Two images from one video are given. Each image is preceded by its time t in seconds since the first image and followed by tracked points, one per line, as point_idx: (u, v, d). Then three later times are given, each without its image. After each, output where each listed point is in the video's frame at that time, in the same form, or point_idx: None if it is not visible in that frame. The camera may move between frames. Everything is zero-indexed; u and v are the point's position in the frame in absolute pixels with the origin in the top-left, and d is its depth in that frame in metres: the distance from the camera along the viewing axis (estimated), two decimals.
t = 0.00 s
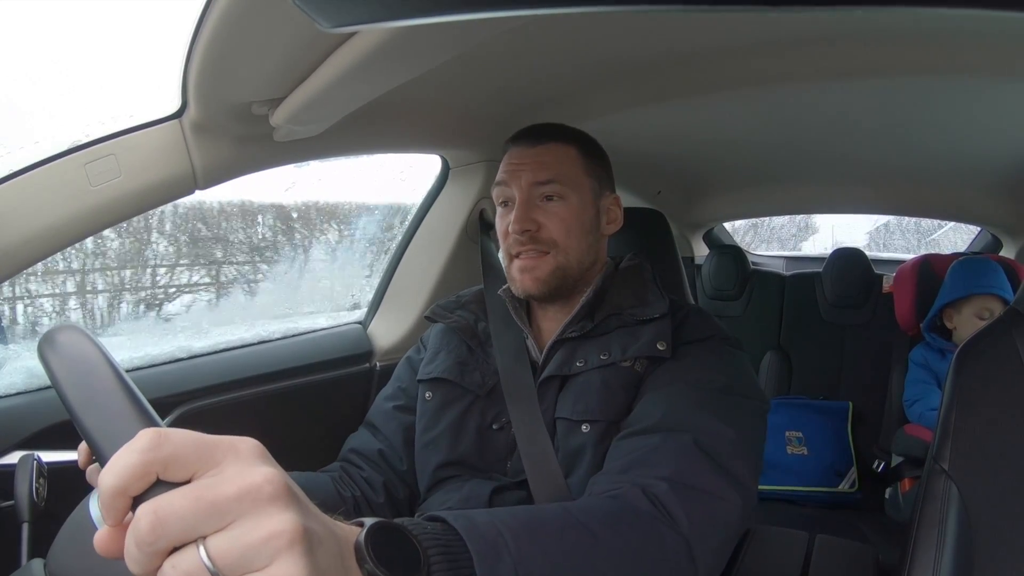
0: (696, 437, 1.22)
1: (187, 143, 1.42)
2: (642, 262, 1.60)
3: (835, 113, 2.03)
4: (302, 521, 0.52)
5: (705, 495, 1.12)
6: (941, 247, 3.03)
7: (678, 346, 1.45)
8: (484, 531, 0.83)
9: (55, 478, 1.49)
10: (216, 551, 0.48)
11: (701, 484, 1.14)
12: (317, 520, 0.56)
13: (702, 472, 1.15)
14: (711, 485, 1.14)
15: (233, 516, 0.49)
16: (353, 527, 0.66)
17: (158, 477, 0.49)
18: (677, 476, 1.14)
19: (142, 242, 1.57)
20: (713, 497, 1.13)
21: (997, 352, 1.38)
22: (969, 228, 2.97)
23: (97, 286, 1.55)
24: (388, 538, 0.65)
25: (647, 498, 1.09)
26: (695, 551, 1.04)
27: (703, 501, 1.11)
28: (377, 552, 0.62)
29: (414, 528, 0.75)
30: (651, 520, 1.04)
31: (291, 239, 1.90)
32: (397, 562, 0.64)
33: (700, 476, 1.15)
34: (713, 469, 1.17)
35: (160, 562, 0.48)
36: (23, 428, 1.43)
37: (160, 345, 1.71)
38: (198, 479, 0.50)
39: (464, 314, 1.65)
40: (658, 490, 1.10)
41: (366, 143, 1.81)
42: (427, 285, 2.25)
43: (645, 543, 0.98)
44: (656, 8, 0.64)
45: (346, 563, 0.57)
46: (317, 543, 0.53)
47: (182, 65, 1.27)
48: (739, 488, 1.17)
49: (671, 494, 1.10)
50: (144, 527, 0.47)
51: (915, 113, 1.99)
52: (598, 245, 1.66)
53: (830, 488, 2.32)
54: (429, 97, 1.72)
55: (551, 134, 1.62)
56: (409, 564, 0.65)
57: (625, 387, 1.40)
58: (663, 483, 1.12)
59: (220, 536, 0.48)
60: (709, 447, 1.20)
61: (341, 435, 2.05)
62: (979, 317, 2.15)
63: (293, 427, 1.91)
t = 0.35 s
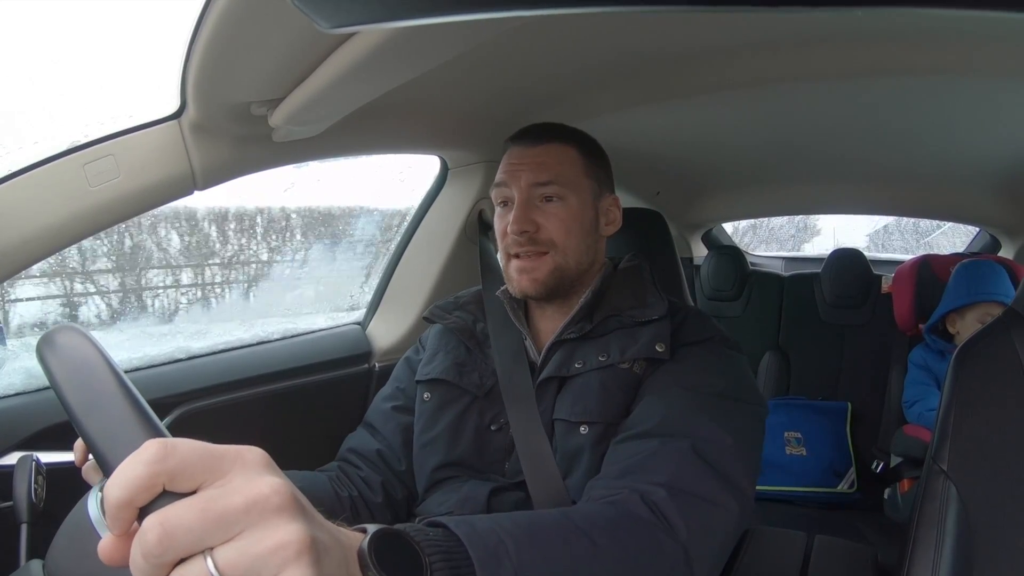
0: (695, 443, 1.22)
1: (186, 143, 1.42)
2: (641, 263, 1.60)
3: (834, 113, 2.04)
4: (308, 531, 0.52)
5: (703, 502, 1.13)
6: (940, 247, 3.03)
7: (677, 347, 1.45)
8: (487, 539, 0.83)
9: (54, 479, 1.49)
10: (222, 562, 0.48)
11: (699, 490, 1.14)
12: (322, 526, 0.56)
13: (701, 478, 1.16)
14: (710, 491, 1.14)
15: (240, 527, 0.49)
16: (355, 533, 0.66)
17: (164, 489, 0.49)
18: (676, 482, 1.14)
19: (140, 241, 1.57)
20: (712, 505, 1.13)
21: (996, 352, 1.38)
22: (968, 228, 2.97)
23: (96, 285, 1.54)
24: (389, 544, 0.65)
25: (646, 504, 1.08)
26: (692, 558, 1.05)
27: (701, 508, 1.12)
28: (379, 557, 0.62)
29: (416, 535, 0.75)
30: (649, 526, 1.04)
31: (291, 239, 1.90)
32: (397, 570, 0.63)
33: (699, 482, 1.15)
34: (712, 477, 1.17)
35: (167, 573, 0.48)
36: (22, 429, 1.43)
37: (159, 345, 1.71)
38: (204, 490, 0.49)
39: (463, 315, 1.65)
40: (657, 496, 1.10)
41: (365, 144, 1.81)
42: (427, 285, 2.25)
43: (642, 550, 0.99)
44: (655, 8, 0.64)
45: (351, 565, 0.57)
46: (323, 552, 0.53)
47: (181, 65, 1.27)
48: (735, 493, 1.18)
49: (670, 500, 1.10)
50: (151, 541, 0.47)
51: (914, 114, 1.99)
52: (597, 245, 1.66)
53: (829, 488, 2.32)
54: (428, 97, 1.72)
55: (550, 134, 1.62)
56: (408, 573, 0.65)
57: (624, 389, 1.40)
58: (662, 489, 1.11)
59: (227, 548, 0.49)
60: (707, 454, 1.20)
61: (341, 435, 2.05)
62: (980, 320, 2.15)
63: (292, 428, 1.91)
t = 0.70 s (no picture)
0: (692, 439, 1.22)
1: (185, 143, 1.42)
2: (639, 264, 1.60)
3: (833, 114, 2.04)
4: (294, 513, 0.52)
5: (699, 496, 1.12)
6: (939, 247, 3.03)
7: (676, 348, 1.45)
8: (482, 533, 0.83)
9: (54, 479, 1.49)
10: (207, 543, 0.48)
11: (696, 486, 1.14)
12: (311, 511, 0.56)
13: (699, 474, 1.15)
14: (707, 487, 1.14)
15: (225, 508, 0.49)
16: (345, 524, 0.66)
17: (150, 472, 0.49)
18: (672, 477, 1.14)
19: (139, 241, 1.57)
20: (709, 500, 1.13)
21: (995, 352, 1.38)
22: (966, 228, 2.98)
23: (95, 285, 1.54)
24: (381, 534, 0.65)
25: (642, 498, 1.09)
26: (689, 552, 1.04)
27: (697, 505, 1.11)
28: (369, 546, 0.62)
29: (407, 527, 0.75)
30: (645, 520, 1.04)
31: (290, 239, 1.90)
32: (391, 561, 0.63)
33: (695, 478, 1.15)
34: (709, 473, 1.17)
35: (152, 556, 0.48)
36: (21, 429, 1.43)
37: (158, 346, 1.71)
38: (189, 473, 0.49)
39: (461, 315, 1.65)
40: (653, 491, 1.10)
41: (365, 143, 1.81)
42: (426, 285, 2.24)
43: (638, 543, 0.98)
44: (655, 8, 0.64)
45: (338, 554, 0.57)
46: (309, 535, 0.53)
47: (180, 65, 1.27)
48: (731, 488, 1.18)
49: (668, 497, 1.10)
50: (136, 522, 0.47)
51: (913, 114, 2.00)
52: (595, 246, 1.66)
53: (827, 489, 2.32)
54: (427, 97, 1.72)
55: (547, 135, 1.61)
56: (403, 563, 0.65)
57: (622, 389, 1.40)
58: (659, 485, 1.12)
59: (212, 529, 0.48)
60: (703, 450, 1.20)
61: (340, 435, 2.06)
62: (979, 320, 2.16)
63: (291, 428, 1.91)
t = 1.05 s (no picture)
0: (710, 493, 1.23)
1: (186, 141, 1.42)
2: (638, 260, 1.61)
3: (835, 113, 2.04)
4: None
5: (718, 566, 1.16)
6: (939, 247, 3.03)
7: (676, 345, 1.46)
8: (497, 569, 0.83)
9: (54, 477, 1.49)
10: None
11: (717, 554, 1.17)
12: None
13: (717, 538, 1.18)
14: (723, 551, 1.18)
15: None
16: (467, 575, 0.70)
17: None
18: (695, 543, 1.16)
19: (139, 240, 1.56)
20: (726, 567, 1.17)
21: (995, 352, 1.38)
22: (967, 228, 2.97)
23: (95, 283, 1.54)
24: None
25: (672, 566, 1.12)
26: None
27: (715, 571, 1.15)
28: None
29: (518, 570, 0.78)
30: None
31: (290, 237, 1.89)
32: None
33: (717, 545, 1.18)
34: (727, 539, 1.19)
35: None
36: (22, 426, 1.43)
37: (159, 343, 1.71)
38: None
39: (462, 313, 1.66)
40: (683, 561, 1.13)
41: (365, 142, 1.81)
42: (427, 283, 2.25)
43: None
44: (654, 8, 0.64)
45: None
46: None
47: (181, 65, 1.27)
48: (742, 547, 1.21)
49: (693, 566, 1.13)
50: None
51: (915, 113, 1.99)
52: (593, 243, 1.65)
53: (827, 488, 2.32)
54: (427, 95, 1.71)
55: (545, 131, 1.61)
56: None
57: (625, 390, 1.40)
58: (684, 553, 1.14)
59: None
60: (722, 510, 1.21)
61: (340, 434, 2.06)
62: (980, 321, 2.16)
63: (292, 426, 1.91)
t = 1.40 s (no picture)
0: (706, 506, 1.22)
1: (187, 141, 1.42)
2: (641, 264, 1.59)
3: (836, 115, 2.04)
4: None
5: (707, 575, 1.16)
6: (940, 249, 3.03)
7: (679, 350, 1.46)
8: None
9: (54, 476, 1.49)
10: None
11: (711, 565, 1.17)
12: None
13: (711, 547, 1.17)
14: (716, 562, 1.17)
15: None
16: None
17: None
18: (687, 552, 1.16)
19: (140, 240, 1.57)
20: None
21: (996, 354, 1.38)
22: (968, 231, 2.97)
23: (96, 284, 1.55)
24: None
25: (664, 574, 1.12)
26: None
27: None
28: None
29: None
30: None
31: (292, 237, 1.89)
32: None
33: (712, 557, 1.17)
34: (724, 550, 1.19)
35: None
36: (22, 426, 1.43)
37: (159, 343, 1.71)
38: None
39: (463, 315, 1.65)
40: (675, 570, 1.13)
41: (366, 142, 1.81)
42: (427, 284, 2.24)
43: None
44: (656, 9, 0.64)
45: None
46: None
47: (183, 65, 1.28)
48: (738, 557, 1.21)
49: None
50: None
51: (916, 115, 1.99)
52: (596, 245, 1.65)
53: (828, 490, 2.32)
54: (429, 96, 1.71)
55: (549, 133, 1.61)
56: None
57: (627, 394, 1.40)
58: (676, 562, 1.14)
59: None
60: (718, 518, 1.21)
61: (340, 435, 2.05)
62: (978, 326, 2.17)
63: (292, 427, 1.91)
